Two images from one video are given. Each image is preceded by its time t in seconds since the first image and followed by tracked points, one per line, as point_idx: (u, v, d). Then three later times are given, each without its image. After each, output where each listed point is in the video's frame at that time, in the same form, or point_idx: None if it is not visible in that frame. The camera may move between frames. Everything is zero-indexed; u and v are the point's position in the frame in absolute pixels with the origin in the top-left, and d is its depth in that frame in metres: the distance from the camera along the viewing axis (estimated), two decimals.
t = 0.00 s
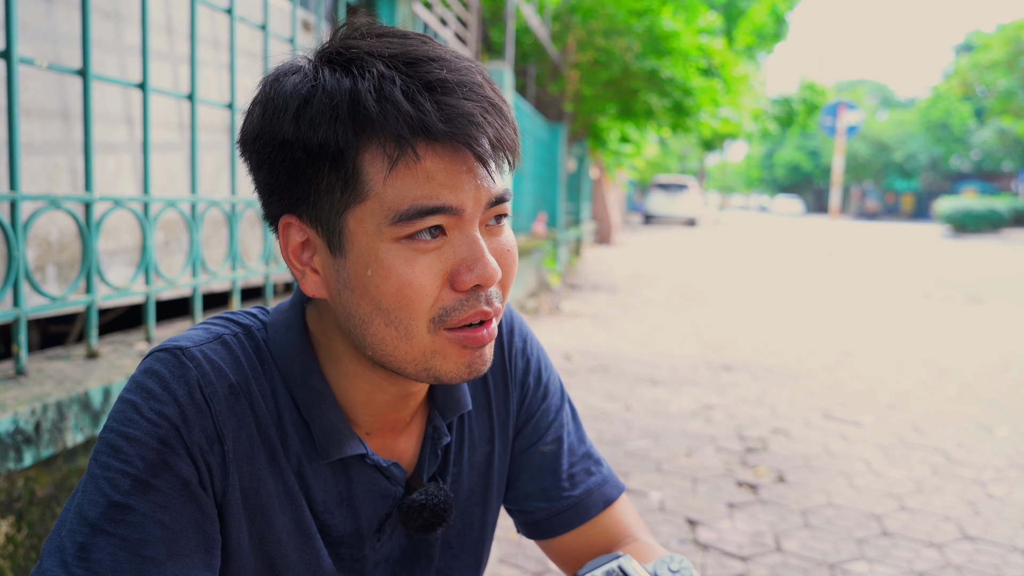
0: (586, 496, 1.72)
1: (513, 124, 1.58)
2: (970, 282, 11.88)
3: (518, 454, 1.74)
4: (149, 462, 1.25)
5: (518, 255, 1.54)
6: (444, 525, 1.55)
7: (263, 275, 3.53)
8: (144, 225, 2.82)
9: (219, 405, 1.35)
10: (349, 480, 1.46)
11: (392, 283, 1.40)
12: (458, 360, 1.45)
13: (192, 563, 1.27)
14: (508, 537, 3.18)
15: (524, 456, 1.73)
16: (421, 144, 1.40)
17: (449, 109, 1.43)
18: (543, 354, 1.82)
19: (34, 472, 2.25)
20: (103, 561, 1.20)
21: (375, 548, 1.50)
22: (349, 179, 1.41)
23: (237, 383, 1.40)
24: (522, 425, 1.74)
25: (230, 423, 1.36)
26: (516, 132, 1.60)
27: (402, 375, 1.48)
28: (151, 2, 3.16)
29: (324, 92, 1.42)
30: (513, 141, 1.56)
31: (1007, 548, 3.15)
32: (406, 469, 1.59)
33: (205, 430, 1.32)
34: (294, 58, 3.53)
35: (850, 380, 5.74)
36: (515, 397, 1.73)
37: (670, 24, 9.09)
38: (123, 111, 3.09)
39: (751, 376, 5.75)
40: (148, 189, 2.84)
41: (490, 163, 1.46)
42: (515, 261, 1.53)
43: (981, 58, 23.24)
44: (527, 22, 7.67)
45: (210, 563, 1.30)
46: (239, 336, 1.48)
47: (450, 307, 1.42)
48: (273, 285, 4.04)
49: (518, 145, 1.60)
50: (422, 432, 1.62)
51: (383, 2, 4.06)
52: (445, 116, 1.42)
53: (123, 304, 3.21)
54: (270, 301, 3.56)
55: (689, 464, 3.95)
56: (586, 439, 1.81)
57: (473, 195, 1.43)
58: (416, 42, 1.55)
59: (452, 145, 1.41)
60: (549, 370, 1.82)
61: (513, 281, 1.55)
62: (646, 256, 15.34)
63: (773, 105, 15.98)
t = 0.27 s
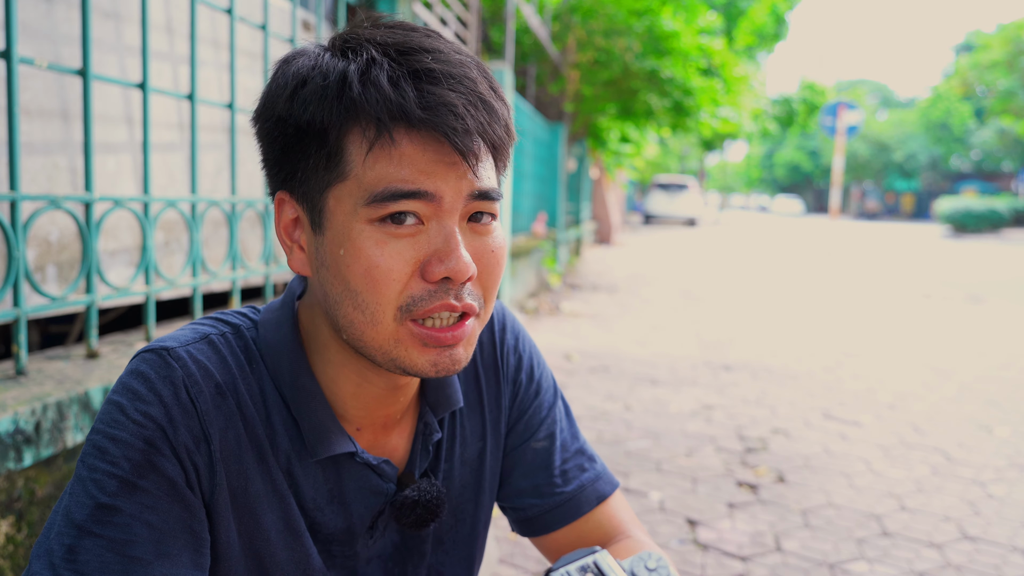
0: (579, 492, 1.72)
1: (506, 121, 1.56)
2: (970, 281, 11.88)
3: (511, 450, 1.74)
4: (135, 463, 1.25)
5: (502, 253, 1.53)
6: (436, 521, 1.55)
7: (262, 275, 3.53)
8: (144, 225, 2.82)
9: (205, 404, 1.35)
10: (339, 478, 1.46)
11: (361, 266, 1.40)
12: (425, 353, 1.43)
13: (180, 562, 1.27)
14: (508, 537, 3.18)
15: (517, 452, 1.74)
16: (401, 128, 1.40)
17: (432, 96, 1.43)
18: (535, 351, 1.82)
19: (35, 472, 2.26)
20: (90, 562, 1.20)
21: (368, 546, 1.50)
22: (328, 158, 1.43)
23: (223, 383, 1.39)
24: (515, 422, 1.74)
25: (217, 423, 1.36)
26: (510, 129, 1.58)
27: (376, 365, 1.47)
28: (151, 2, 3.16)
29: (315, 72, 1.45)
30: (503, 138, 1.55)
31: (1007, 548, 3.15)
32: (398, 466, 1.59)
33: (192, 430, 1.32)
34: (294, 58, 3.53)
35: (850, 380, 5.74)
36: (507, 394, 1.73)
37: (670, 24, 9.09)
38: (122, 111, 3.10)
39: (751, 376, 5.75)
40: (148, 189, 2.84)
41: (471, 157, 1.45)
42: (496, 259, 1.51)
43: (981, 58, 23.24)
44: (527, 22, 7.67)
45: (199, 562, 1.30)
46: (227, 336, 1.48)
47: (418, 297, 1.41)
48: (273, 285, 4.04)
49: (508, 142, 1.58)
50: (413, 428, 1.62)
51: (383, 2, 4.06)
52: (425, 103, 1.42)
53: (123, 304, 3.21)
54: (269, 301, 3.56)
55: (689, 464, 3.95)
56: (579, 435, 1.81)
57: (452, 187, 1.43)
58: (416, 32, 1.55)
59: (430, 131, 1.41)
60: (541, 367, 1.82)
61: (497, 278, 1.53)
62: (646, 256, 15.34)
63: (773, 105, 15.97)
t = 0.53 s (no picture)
0: (577, 493, 1.72)
1: (511, 124, 1.55)
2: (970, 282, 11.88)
3: (509, 451, 1.74)
4: (131, 460, 1.25)
5: (497, 258, 1.51)
6: (435, 522, 1.55)
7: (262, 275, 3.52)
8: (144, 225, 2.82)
9: (202, 403, 1.35)
10: (336, 477, 1.46)
11: (346, 252, 1.40)
12: (403, 348, 1.42)
13: (174, 561, 1.27)
14: (508, 537, 3.18)
15: (515, 453, 1.74)
16: (398, 117, 1.42)
17: (431, 89, 1.44)
18: (535, 351, 1.82)
19: (35, 472, 2.25)
20: (84, 560, 1.20)
21: (366, 545, 1.50)
22: (327, 141, 1.45)
23: (221, 381, 1.39)
24: (514, 422, 1.74)
25: (214, 421, 1.35)
26: (516, 134, 1.57)
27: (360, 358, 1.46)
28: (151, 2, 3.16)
29: (328, 60, 1.49)
30: (505, 141, 1.53)
31: (1007, 548, 3.15)
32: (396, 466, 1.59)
33: (188, 428, 1.32)
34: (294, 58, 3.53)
35: (850, 380, 5.74)
36: (507, 394, 1.74)
37: (670, 24, 9.09)
38: (122, 111, 3.09)
39: (751, 376, 5.75)
40: (148, 189, 2.84)
41: (465, 154, 1.44)
42: (487, 262, 1.49)
43: (981, 58, 23.24)
44: (527, 21, 7.66)
45: (194, 560, 1.30)
46: (226, 334, 1.48)
47: (399, 290, 1.40)
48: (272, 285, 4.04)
49: (513, 146, 1.57)
50: (411, 428, 1.62)
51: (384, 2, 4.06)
52: (423, 95, 1.43)
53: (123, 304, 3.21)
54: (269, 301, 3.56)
55: (689, 464, 3.95)
56: (578, 437, 1.81)
57: (444, 182, 1.43)
58: (433, 32, 1.58)
59: (424, 122, 1.42)
60: (541, 368, 1.82)
61: (491, 284, 1.51)
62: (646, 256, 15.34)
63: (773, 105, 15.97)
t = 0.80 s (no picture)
0: (581, 499, 1.71)
1: (523, 127, 1.54)
2: (970, 281, 11.88)
3: (514, 456, 1.74)
4: (137, 460, 1.25)
5: (505, 261, 1.50)
6: (440, 525, 1.55)
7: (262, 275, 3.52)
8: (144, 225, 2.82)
9: (210, 403, 1.35)
10: (343, 480, 1.46)
11: (354, 251, 1.41)
12: (408, 347, 1.42)
13: (178, 562, 1.27)
14: (509, 537, 3.18)
15: (520, 457, 1.74)
16: (408, 116, 1.42)
17: (442, 89, 1.45)
18: (542, 355, 1.82)
19: (35, 472, 2.25)
20: (88, 559, 1.20)
21: (370, 548, 1.50)
22: (339, 140, 1.46)
23: (229, 382, 1.39)
24: (520, 427, 1.74)
25: (221, 422, 1.35)
26: (527, 137, 1.56)
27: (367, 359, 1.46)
28: (151, 2, 3.16)
29: (343, 61, 1.51)
30: (515, 144, 1.53)
31: (1007, 548, 3.15)
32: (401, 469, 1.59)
33: (195, 428, 1.32)
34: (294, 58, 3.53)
35: (850, 380, 5.73)
36: (514, 398, 1.74)
37: (670, 24, 9.09)
38: (123, 111, 3.09)
39: (751, 376, 5.75)
40: (148, 189, 2.84)
41: (473, 154, 1.44)
42: (495, 264, 1.48)
43: (981, 57, 23.23)
44: (527, 21, 7.66)
45: (197, 562, 1.30)
46: (235, 335, 1.48)
47: (406, 289, 1.40)
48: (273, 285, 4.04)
49: (524, 149, 1.56)
50: (417, 431, 1.62)
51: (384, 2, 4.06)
52: (434, 95, 1.43)
53: (123, 304, 3.21)
54: (270, 301, 3.55)
55: (689, 464, 3.95)
56: (584, 442, 1.81)
57: (453, 182, 1.43)
58: (447, 36, 1.58)
59: (434, 121, 1.42)
60: (549, 372, 1.82)
61: (498, 286, 1.51)
62: (646, 256, 15.34)
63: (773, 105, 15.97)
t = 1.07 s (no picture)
0: (579, 496, 1.72)
1: (519, 121, 1.55)
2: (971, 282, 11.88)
3: (512, 453, 1.73)
4: (136, 460, 1.25)
5: (507, 255, 1.51)
6: (438, 523, 1.55)
7: (262, 275, 3.52)
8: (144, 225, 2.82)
9: (208, 403, 1.35)
10: (341, 478, 1.46)
11: (359, 252, 1.40)
12: (417, 344, 1.42)
13: (178, 561, 1.27)
14: (508, 537, 3.18)
15: (518, 455, 1.74)
16: (409, 117, 1.42)
17: (441, 87, 1.44)
18: (539, 353, 1.82)
19: (35, 472, 2.25)
20: (87, 559, 1.20)
21: (369, 546, 1.50)
22: (337, 142, 1.45)
23: (226, 382, 1.39)
24: (518, 424, 1.74)
25: (218, 422, 1.35)
26: (523, 132, 1.57)
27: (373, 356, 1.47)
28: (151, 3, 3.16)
29: (335, 61, 1.48)
30: (513, 139, 1.53)
31: (1007, 548, 3.15)
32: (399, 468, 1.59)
33: (193, 428, 1.32)
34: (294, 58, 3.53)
35: (850, 380, 5.73)
36: (511, 395, 1.74)
37: (671, 24, 9.09)
38: (122, 111, 3.09)
39: (751, 376, 5.75)
40: (148, 189, 2.84)
41: (475, 151, 1.44)
42: (498, 259, 1.49)
43: (981, 58, 23.23)
44: (527, 22, 7.66)
45: (197, 561, 1.30)
46: (231, 335, 1.48)
47: (413, 288, 1.40)
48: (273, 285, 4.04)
49: (521, 144, 1.57)
50: (415, 430, 1.62)
51: (384, 3, 4.06)
52: (433, 94, 1.43)
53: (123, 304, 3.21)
54: (269, 301, 3.55)
55: (689, 464, 3.95)
56: (581, 440, 1.81)
57: (455, 180, 1.43)
58: (438, 33, 1.57)
59: (435, 121, 1.42)
60: (545, 370, 1.82)
61: (501, 280, 1.52)
62: (647, 256, 15.34)
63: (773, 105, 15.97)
